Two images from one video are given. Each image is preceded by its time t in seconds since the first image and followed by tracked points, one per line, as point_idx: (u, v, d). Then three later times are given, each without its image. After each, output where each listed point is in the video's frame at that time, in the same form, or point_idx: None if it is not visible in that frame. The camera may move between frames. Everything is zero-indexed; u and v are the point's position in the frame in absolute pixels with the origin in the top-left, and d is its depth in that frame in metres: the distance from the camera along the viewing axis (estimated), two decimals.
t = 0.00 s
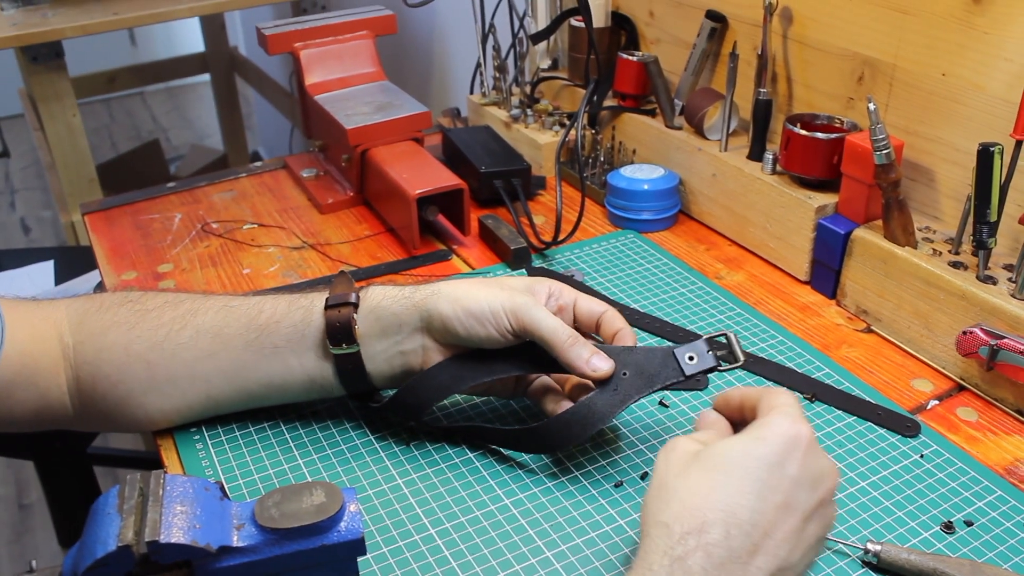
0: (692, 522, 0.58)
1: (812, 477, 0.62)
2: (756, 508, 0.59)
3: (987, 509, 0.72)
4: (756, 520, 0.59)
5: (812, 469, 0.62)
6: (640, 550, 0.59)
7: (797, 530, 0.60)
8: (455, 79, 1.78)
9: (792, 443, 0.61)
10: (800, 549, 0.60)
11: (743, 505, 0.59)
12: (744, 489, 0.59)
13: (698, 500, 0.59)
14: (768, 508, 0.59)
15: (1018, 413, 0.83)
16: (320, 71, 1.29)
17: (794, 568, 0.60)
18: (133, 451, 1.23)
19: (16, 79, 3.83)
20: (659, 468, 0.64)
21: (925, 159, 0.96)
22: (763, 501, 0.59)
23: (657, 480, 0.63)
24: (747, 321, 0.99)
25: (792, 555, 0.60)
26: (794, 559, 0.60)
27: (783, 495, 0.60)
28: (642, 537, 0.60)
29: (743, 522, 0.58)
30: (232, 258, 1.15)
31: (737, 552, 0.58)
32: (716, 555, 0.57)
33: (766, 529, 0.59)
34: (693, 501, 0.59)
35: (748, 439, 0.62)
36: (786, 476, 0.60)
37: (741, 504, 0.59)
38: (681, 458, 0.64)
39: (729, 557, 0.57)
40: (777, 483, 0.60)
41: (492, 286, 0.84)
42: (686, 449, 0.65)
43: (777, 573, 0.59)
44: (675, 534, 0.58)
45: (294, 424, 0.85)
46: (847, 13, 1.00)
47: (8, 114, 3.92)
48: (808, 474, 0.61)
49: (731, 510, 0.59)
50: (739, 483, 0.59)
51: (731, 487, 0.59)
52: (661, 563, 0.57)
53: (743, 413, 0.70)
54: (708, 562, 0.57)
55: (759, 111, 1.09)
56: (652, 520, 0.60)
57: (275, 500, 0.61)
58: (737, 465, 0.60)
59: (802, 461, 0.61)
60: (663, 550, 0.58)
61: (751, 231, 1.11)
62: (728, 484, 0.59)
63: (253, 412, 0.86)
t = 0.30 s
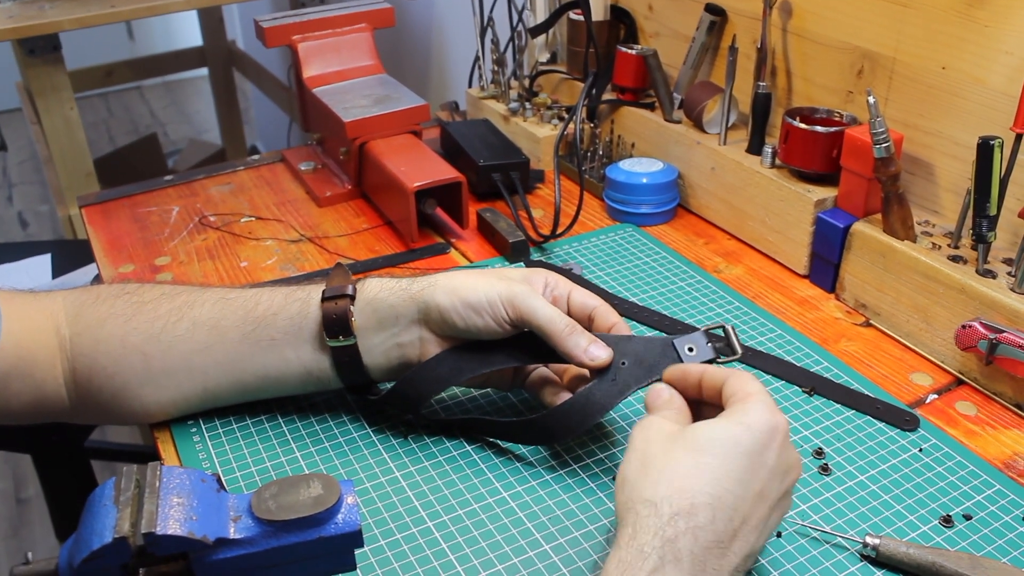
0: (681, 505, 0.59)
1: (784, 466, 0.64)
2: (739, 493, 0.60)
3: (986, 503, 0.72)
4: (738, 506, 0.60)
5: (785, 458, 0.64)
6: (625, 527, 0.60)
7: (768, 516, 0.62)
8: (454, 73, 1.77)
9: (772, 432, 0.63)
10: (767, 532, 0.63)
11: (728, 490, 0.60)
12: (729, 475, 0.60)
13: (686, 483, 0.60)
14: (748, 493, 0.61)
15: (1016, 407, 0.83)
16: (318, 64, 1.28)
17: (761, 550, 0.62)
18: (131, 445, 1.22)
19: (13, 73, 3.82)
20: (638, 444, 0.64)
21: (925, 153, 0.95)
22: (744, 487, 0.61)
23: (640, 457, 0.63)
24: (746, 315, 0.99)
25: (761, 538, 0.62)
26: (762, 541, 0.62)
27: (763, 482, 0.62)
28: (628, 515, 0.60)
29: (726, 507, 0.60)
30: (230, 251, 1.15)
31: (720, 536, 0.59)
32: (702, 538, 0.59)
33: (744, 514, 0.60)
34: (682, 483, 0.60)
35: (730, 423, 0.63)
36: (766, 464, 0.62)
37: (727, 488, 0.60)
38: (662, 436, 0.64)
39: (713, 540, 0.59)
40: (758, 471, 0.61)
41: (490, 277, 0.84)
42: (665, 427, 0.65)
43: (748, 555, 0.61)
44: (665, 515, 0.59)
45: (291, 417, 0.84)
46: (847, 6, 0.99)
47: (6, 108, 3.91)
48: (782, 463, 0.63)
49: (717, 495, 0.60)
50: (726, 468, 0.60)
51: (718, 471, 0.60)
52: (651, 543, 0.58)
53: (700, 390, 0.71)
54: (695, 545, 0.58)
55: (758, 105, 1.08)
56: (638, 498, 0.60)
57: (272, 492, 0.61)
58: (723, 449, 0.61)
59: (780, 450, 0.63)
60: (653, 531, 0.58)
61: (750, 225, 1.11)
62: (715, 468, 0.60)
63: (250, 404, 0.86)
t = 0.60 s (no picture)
0: (597, 473, 0.59)
1: (706, 418, 0.63)
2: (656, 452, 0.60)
3: (985, 502, 0.72)
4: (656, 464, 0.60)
5: (706, 410, 0.63)
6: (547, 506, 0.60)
7: (697, 470, 0.62)
8: (453, 71, 1.77)
9: (682, 388, 0.63)
10: (705, 492, 0.62)
11: (642, 450, 0.60)
12: (643, 436, 0.61)
13: (598, 451, 0.60)
14: (667, 450, 0.61)
15: (1016, 405, 0.83)
16: (317, 62, 1.28)
17: (700, 507, 0.62)
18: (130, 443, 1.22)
19: (12, 72, 3.81)
20: (558, 424, 0.65)
21: (924, 151, 0.95)
22: (659, 445, 0.61)
23: (558, 437, 0.64)
24: (745, 313, 0.98)
25: (696, 496, 0.61)
26: (698, 500, 0.61)
27: (682, 439, 0.62)
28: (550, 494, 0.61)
29: (644, 466, 0.60)
30: (229, 249, 1.14)
31: (643, 495, 0.59)
32: (624, 501, 0.58)
33: (668, 472, 0.60)
34: (596, 451, 0.60)
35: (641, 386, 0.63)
36: (680, 420, 0.62)
37: (641, 450, 0.60)
38: (580, 413, 0.65)
39: (636, 501, 0.59)
40: (674, 427, 0.62)
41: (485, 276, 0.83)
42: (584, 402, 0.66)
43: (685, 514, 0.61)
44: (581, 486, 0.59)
45: (290, 416, 0.84)
46: (847, 4, 0.99)
47: (5, 106, 3.91)
48: (702, 415, 0.63)
49: (631, 457, 0.60)
50: (635, 430, 0.61)
51: (627, 434, 0.61)
52: (569, 516, 0.58)
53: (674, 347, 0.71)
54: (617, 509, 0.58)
55: (758, 103, 1.08)
56: (554, 476, 0.61)
57: (270, 490, 0.60)
58: (634, 412, 0.62)
59: (695, 404, 0.63)
60: (571, 504, 0.59)
61: (750, 224, 1.11)
62: (625, 431, 0.61)
63: (249, 403, 0.86)
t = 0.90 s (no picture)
0: (601, 473, 0.60)
1: (713, 421, 0.63)
2: (661, 453, 0.61)
3: (984, 500, 0.72)
4: (659, 466, 0.60)
5: (714, 413, 0.64)
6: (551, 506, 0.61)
7: (703, 474, 0.61)
8: (452, 70, 1.77)
9: (690, 390, 0.64)
10: (711, 497, 0.62)
11: (646, 451, 0.61)
12: (647, 437, 0.61)
13: (603, 451, 0.61)
14: (672, 452, 0.61)
15: (1015, 404, 0.83)
16: (316, 62, 1.28)
17: (706, 511, 0.61)
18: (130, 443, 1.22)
19: (10, 72, 3.81)
20: (566, 424, 0.66)
21: (923, 150, 0.95)
22: (665, 447, 0.61)
23: (565, 436, 0.65)
24: (744, 312, 0.98)
25: (702, 501, 0.61)
26: (704, 504, 0.61)
27: (690, 443, 0.62)
28: (554, 494, 0.62)
29: (648, 468, 0.60)
30: (228, 249, 1.14)
31: (646, 497, 0.59)
32: (626, 502, 0.59)
33: (673, 475, 0.60)
34: (600, 451, 0.61)
35: (647, 388, 0.64)
36: (687, 422, 0.62)
37: (645, 450, 0.61)
38: (588, 414, 0.66)
39: (638, 501, 0.59)
40: (680, 430, 0.62)
41: (477, 277, 0.83)
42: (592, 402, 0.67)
43: (690, 517, 0.60)
44: (584, 486, 0.60)
45: (288, 416, 0.84)
46: (845, 3, 0.99)
47: (4, 106, 3.91)
48: (709, 418, 0.63)
49: (635, 457, 0.60)
50: (639, 431, 0.62)
51: (631, 435, 0.61)
52: (570, 515, 0.59)
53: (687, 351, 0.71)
54: (620, 509, 0.58)
55: (756, 102, 1.08)
56: (559, 476, 0.62)
57: (269, 490, 0.60)
58: (640, 413, 0.62)
59: (704, 407, 0.63)
60: (574, 503, 0.59)
61: (749, 223, 1.11)
62: (630, 432, 0.62)
63: (248, 403, 0.86)
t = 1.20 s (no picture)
0: (615, 471, 0.60)
1: (727, 426, 0.63)
2: (677, 455, 0.61)
3: (984, 498, 0.72)
4: (675, 467, 0.60)
5: (728, 418, 0.64)
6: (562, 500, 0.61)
7: (715, 478, 0.61)
8: (451, 68, 1.77)
9: (706, 394, 0.63)
10: (721, 501, 0.62)
11: (662, 451, 0.60)
12: (663, 437, 0.61)
13: (618, 448, 0.61)
14: (688, 454, 0.61)
15: (1015, 401, 0.83)
16: (315, 60, 1.28)
17: (714, 516, 0.61)
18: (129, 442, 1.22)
19: (9, 70, 3.80)
20: (578, 420, 0.65)
21: (923, 147, 0.95)
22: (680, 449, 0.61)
23: (578, 430, 0.64)
24: (743, 310, 0.98)
25: (712, 505, 0.61)
26: (714, 508, 0.61)
27: (705, 446, 0.62)
28: (565, 488, 0.61)
29: (663, 468, 0.60)
30: (227, 247, 1.14)
31: (659, 497, 0.59)
32: (639, 500, 0.59)
33: (686, 478, 0.60)
34: (615, 448, 0.61)
35: (664, 389, 0.64)
36: (702, 425, 0.62)
37: (661, 450, 0.61)
38: (601, 410, 0.65)
39: (651, 501, 0.59)
40: (695, 432, 0.62)
41: (470, 277, 0.81)
42: (605, 399, 0.66)
43: (699, 520, 0.60)
44: (598, 482, 0.60)
45: (288, 415, 0.84)
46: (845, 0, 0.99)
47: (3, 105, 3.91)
48: (724, 423, 0.63)
49: (652, 456, 0.60)
50: (656, 431, 0.61)
51: (648, 434, 0.61)
52: (584, 511, 0.59)
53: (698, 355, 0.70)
54: (633, 508, 0.58)
55: (756, 99, 1.08)
56: (571, 471, 0.62)
57: (268, 488, 0.60)
58: (656, 413, 0.62)
59: (718, 411, 0.63)
60: (588, 499, 0.59)
61: (748, 221, 1.11)
62: (647, 431, 0.62)
63: (247, 401, 0.86)
